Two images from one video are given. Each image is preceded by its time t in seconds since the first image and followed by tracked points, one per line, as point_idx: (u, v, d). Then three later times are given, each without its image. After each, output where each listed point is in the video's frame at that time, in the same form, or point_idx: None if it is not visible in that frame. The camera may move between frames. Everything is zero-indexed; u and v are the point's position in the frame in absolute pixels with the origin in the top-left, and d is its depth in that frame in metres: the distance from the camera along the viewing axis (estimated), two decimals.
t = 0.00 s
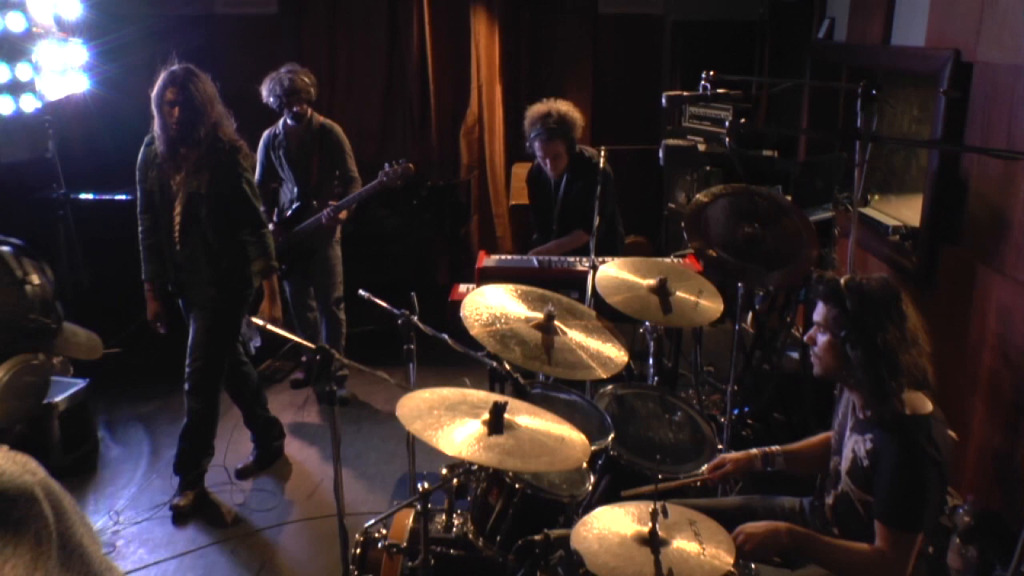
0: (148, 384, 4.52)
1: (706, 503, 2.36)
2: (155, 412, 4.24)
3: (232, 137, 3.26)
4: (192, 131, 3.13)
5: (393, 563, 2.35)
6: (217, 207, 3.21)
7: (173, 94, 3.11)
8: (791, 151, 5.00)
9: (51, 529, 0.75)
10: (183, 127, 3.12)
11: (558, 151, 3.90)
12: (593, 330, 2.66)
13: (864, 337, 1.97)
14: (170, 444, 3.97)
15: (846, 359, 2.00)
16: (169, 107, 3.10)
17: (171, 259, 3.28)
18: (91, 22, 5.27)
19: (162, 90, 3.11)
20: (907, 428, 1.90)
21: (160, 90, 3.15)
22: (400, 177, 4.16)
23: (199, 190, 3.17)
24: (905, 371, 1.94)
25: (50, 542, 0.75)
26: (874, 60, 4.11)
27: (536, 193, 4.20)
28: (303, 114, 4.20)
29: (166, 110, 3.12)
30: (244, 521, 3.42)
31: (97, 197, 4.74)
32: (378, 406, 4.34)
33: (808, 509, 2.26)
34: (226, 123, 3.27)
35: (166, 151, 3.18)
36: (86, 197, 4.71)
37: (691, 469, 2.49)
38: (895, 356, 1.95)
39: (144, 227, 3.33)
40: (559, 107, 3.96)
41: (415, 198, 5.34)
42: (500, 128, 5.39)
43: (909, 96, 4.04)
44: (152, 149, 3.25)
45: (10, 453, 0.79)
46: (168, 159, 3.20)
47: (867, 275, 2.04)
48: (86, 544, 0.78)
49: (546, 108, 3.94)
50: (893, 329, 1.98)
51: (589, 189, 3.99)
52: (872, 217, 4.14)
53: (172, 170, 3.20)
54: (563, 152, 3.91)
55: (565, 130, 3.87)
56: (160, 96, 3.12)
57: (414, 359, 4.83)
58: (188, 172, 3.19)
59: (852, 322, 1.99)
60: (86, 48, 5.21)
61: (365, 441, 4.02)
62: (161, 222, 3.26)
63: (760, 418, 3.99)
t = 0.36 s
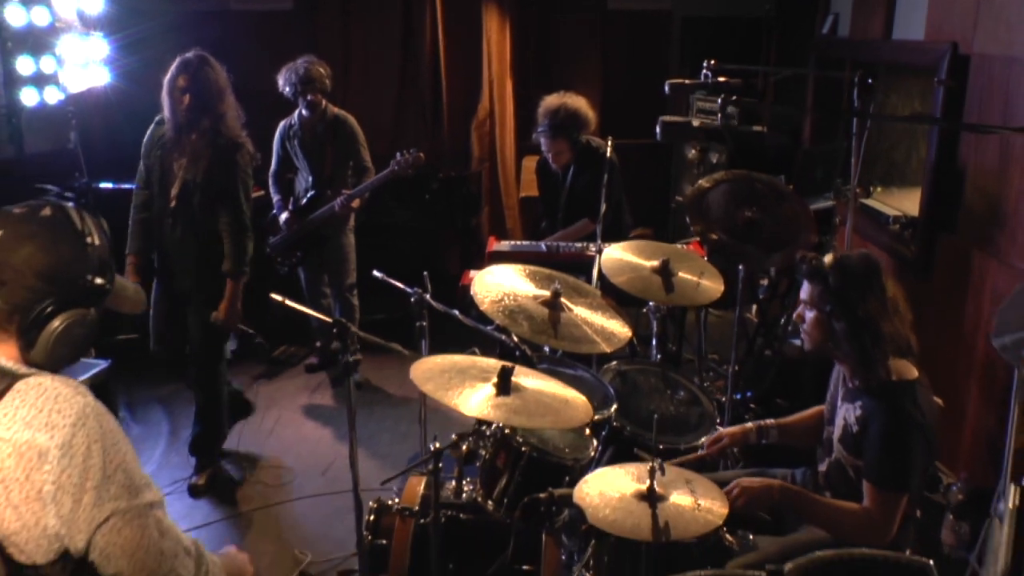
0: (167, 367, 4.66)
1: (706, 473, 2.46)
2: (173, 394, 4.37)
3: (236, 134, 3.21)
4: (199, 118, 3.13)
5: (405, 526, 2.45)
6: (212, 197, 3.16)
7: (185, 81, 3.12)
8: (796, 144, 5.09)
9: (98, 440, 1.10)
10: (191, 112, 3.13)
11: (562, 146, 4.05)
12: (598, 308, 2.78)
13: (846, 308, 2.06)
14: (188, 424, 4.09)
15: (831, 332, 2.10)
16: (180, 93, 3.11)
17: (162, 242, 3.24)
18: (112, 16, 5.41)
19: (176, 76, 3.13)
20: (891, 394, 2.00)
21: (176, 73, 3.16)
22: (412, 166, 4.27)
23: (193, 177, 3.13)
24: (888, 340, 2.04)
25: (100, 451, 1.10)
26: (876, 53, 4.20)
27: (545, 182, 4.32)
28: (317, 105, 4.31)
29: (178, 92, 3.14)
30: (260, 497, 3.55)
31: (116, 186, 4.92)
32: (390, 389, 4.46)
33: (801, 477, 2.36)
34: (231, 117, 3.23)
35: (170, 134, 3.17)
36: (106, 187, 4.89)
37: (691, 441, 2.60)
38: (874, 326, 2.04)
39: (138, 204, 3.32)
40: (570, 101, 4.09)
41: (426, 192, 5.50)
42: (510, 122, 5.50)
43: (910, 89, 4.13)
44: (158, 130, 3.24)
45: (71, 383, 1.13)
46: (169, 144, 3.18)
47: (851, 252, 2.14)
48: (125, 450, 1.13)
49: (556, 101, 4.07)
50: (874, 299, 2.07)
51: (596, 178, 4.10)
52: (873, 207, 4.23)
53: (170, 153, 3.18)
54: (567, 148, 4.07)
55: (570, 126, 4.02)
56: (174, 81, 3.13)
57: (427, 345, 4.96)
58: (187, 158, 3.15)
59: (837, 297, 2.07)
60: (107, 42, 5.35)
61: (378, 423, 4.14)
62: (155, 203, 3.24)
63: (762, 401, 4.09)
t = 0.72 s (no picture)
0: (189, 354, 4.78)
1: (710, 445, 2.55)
2: (196, 379, 4.49)
3: (266, 124, 3.28)
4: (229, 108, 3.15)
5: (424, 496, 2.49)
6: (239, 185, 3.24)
7: (222, 73, 3.12)
8: (806, 139, 5.17)
9: (145, 382, 1.22)
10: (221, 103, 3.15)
11: (576, 139, 4.16)
12: (610, 291, 2.88)
13: (846, 287, 2.18)
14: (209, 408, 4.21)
15: (831, 307, 2.23)
16: (216, 83, 3.11)
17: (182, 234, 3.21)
18: (137, 11, 5.54)
19: (213, 66, 3.12)
20: (887, 368, 2.09)
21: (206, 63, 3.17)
22: (429, 158, 4.37)
23: (224, 167, 3.18)
24: (885, 317, 2.15)
25: (148, 393, 1.22)
26: (884, 49, 4.29)
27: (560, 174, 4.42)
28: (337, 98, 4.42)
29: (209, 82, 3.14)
30: (281, 476, 3.66)
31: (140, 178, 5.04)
32: (407, 376, 4.57)
33: (803, 454, 2.45)
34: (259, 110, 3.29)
35: (199, 123, 3.16)
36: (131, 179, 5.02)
37: (698, 420, 2.70)
38: (873, 303, 2.15)
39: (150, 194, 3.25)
40: (583, 95, 4.19)
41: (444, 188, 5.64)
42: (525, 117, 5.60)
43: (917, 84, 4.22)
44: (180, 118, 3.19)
45: (120, 331, 1.24)
46: (198, 133, 3.17)
47: (852, 232, 2.25)
48: (168, 394, 1.26)
49: (571, 95, 4.17)
50: (872, 278, 2.19)
51: (609, 171, 4.19)
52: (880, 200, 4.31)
53: (196, 142, 3.17)
54: (581, 141, 4.17)
55: (584, 119, 4.12)
56: (210, 71, 3.12)
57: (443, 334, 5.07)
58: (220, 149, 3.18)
59: (836, 274, 2.20)
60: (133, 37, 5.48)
61: (396, 407, 4.25)
62: (175, 196, 3.21)
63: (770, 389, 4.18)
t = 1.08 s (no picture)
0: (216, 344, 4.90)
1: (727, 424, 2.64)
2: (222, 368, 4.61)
3: (287, 118, 3.33)
4: (246, 107, 3.21)
5: (448, 474, 2.57)
6: (260, 180, 3.32)
7: (247, 68, 3.18)
8: (823, 137, 5.24)
9: (197, 345, 1.29)
10: (238, 102, 3.20)
11: (596, 136, 4.24)
12: (629, 280, 2.97)
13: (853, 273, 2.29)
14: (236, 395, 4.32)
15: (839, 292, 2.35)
16: (242, 79, 3.17)
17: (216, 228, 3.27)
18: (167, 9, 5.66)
19: (237, 62, 3.17)
20: (893, 349, 2.19)
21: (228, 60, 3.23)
22: (452, 153, 4.47)
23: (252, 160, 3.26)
24: (890, 301, 2.26)
25: (199, 354, 1.29)
26: (900, 48, 4.36)
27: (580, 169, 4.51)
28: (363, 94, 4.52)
29: (227, 81, 3.20)
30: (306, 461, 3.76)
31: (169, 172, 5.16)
32: (428, 366, 4.67)
33: (817, 434, 2.53)
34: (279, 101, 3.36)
35: (226, 119, 3.21)
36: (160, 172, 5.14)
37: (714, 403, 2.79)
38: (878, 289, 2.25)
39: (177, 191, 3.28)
40: (603, 93, 4.28)
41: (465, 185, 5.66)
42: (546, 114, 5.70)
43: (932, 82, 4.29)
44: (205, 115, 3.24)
45: (174, 300, 1.31)
46: (225, 129, 3.22)
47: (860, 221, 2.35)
48: (218, 355, 1.32)
49: (591, 93, 4.26)
50: (877, 265, 2.30)
51: (628, 167, 4.28)
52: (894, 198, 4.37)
53: (224, 138, 3.22)
54: (600, 137, 4.26)
55: (603, 116, 4.21)
56: (234, 67, 3.17)
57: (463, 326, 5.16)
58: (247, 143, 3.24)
59: (844, 260, 2.33)
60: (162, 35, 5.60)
61: (418, 396, 4.35)
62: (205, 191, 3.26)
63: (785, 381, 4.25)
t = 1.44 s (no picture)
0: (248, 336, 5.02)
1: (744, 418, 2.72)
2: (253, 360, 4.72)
3: (314, 112, 3.31)
4: (271, 116, 3.22)
5: (475, 458, 2.67)
6: (295, 181, 3.34)
7: (271, 68, 3.16)
8: (843, 137, 5.31)
9: (250, 319, 1.37)
10: (261, 113, 3.20)
11: (619, 134, 4.32)
12: (652, 273, 3.06)
13: (869, 266, 2.38)
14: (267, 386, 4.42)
15: (856, 286, 2.43)
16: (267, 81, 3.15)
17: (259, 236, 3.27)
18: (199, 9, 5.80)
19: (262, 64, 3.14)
20: (908, 340, 2.25)
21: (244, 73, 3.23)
22: (479, 151, 4.57)
23: (285, 159, 3.27)
24: (907, 295, 2.33)
25: (252, 328, 1.37)
26: (921, 49, 4.43)
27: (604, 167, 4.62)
28: (392, 92, 4.63)
29: (247, 96, 3.20)
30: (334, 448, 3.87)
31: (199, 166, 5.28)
32: (453, 359, 4.76)
33: (831, 425, 2.61)
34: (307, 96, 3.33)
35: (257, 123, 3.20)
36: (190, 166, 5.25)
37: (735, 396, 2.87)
38: (894, 281, 2.34)
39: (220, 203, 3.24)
40: (624, 93, 4.37)
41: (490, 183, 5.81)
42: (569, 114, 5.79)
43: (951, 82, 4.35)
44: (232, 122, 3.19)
45: (228, 279, 1.39)
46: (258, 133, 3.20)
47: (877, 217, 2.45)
48: (269, 330, 1.40)
49: (613, 94, 4.36)
50: (893, 259, 2.38)
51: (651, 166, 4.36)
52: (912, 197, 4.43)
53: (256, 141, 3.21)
54: (624, 135, 4.34)
55: (626, 115, 4.29)
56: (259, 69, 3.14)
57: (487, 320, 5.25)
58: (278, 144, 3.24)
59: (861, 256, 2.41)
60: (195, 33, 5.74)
61: (443, 387, 4.45)
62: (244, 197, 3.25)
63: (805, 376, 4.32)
